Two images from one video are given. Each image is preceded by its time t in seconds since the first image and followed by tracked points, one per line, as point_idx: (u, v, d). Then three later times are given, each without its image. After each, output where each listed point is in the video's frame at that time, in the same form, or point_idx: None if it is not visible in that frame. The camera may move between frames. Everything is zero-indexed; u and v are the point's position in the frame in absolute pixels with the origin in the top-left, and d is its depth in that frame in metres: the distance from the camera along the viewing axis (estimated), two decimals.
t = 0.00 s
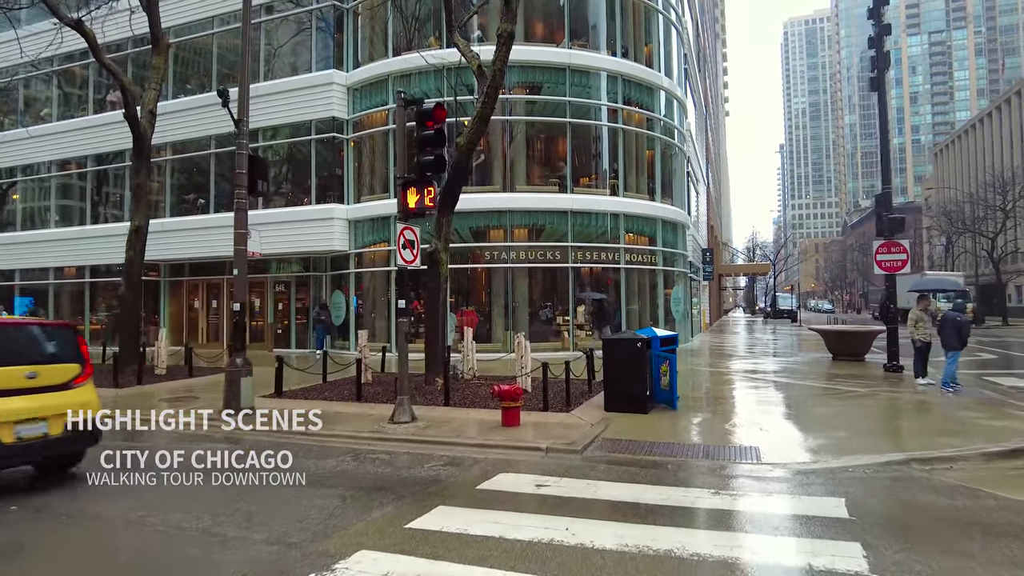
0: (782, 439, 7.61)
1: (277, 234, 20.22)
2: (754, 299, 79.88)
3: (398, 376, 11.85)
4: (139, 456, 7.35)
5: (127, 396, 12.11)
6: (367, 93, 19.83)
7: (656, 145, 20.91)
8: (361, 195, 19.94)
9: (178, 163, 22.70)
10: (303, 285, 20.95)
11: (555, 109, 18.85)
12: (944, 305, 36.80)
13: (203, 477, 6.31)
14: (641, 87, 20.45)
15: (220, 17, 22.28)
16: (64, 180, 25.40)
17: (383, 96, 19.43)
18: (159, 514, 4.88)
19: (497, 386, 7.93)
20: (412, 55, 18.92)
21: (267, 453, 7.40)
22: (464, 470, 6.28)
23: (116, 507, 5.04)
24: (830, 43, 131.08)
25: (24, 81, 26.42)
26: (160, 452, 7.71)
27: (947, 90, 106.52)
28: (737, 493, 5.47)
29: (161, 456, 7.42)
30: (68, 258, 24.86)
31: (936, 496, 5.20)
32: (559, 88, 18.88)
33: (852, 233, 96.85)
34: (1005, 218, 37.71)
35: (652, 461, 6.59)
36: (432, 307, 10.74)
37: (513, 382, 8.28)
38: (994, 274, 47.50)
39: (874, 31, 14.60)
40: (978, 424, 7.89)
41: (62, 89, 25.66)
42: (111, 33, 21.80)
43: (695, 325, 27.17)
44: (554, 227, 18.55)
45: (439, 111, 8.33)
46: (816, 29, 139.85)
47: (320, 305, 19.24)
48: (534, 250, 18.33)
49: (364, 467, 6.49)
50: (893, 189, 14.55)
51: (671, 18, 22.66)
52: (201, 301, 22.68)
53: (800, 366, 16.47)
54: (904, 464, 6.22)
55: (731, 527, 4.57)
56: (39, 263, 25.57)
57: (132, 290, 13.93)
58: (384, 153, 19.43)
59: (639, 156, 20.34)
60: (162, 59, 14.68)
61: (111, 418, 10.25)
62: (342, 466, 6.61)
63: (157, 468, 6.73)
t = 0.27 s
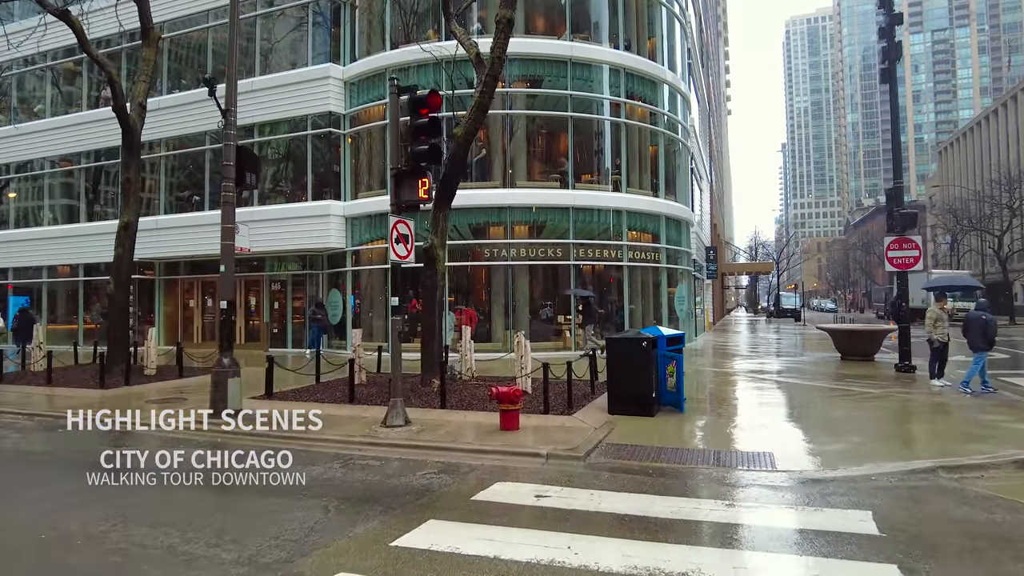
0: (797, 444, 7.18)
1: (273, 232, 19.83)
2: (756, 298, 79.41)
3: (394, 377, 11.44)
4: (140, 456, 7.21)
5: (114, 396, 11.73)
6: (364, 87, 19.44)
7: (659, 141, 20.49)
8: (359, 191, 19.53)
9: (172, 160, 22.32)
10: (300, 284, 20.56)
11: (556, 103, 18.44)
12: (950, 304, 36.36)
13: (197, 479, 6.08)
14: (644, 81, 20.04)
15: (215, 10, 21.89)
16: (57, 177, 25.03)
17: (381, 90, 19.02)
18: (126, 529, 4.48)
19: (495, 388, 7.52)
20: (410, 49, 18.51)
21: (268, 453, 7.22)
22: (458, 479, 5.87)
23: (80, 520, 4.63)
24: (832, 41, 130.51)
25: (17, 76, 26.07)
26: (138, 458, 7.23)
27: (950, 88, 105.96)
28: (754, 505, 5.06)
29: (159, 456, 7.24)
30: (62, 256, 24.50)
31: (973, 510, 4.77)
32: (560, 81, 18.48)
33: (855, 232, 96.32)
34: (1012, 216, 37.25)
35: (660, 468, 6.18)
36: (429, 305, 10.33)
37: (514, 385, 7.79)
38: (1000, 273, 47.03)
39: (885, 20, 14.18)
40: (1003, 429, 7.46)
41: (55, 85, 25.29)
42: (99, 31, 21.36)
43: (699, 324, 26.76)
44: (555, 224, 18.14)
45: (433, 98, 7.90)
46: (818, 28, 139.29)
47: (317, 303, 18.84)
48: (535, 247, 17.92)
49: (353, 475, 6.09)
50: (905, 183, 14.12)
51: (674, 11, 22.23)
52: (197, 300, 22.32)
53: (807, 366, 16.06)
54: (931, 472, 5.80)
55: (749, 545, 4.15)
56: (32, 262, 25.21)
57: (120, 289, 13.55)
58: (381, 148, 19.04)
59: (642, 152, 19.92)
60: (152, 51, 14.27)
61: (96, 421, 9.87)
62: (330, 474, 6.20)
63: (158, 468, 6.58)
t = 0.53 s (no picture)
0: (815, 459, 6.73)
1: (269, 235, 19.44)
2: (758, 302, 78.90)
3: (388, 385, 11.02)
4: (140, 456, 7.51)
5: (99, 404, 11.34)
6: (361, 88, 19.05)
7: (662, 142, 20.08)
8: (356, 193, 19.11)
9: (167, 162, 21.93)
10: (295, 288, 20.19)
11: (557, 103, 18.05)
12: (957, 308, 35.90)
13: (168, 501, 5.63)
14: (647, 80, 19.64)
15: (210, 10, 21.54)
16: (51, 179, 24.67)
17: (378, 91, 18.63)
18: (80, 560, 4.06)
19: (491, 399, 7.11)
20: (408, 48, 18.13)
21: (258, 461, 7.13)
22: (451, 499, 5.46)
23: (33, 550, 4.22)
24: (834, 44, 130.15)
25: (11, 76, 25.75)
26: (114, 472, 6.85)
27: (952, 91, 105.61)
28: (771, 532, 4.62)
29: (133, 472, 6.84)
30: (55, 259, 24.11)
31: (1014, 538, 4.35)
32: (562, 81, 18.10)
33: (858, 236, 95.80)
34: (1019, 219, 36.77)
35: (667, 488, 5.75)
36: (424, 310, 9.92)
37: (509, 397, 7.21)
38: (1005, 277, 46.54)
39: (896, 18, 13.76)
40: None
41: (49, 86, 24.93)
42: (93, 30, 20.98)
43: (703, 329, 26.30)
44: (556, 227, 17.74)
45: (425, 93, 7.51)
46: (820, 31, 139.15)
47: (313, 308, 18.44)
48: (536, 250, 17.51)
49: (338, 496, 5.68)
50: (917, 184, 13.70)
51: (677, 11, 21.82)
52: (191, 305, 21.95)
53: (815, 373, 15.62)
54: (962, 493, 5.36)
55: None
56: (25, 265, 24.84)
57: (108, 293, 13.11)
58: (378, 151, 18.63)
59: (645, 154, 19.51)
60: (141, 48, 13.85)
61: (79, 430, 9.50)
62: (314, 493, 5.80)
63: (158, 468, 6.87)
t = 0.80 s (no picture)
0: (833, 467, 6.28)
1: (263, 235, 19.03)
2: (761, 304, 78.41)
3: (380, 387, 10.58)
4: (113, 465, 7.05)
5: (80, 408, 10.91)
6: (357, 84, 18.65)
7: (665, 140, 19.64)
8: (352, 192, 18.66)
9: (160, 160, 21.54)
10: (290, 289, 19.78)
11: (558, 99, 17.64)
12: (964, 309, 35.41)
13: (135, 513, 5.19)
14: (649, 76, 19.22)
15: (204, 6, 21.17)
16: (44, 178, 24.30)
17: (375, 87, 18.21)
18: None
19: (483, 402, 6.64)
20: (406, 42, 17.74)
21: (238, 470, 6.69)
22: (438, 511, 5.03)
23: None
24: (836, 46, 129.71)
25: (5, 73, 25.42)
26: (83, 480, 6.41)
27: (956, 92, 105.12)
28: (791, 550, 4.17)
29: (103, 481, 6.40)
30: (47, 260, 23.73)
31: None
32: (563, 76, 17.69)
33: (861, 237, 95.25)
34: None
35: (675, 498, 5.30)
36: (417, 309, 9.49)
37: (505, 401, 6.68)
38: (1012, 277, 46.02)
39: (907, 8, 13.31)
40: None
41: (42, 85, 24.58)
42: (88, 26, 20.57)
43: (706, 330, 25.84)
44: (556, 225, 17.31)
45: (414, 78, 7.08)
46: (822, 33, 138.75)
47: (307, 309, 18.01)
48: (536, 249, 17.09)
49: (318, 508, 5.24)
50: (930, 180, 13.24)
51: (680, 5, 21.40)
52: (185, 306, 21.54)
53: (823, 374, 15.16)
54: (997, 505, 4.91)
55: None
56: (18, 266, 24.47)
57: (93, 293, 12.69)
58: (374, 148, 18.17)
59: (647, 151, 19.09)
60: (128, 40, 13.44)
61: (56, 435, 9.07)
62: (292, 503, 5.37)
63: (130, 478, 6.43)
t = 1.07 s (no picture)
0: (851, 479, 5.85)
1: (257, 233, 18.63)
2: (763, 304, 77.93)
3: (373, 391, 10.15)
4: (86, 476, 6.64)
5: (62, 412, 10.50)
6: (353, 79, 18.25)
7: (668, 137, 19.22)
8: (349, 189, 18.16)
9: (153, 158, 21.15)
10: (285, 288, 19.38)
11: (558, 93, 17.23)
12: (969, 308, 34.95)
13: (100, 531, 4.78)
14: (651, 71, 18.81)
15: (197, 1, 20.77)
16: (36, 177, 23.90)
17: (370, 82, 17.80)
18: None
19: (478, 408, 6.22)
20: (402, 36, 17.32)
21: (218, 481, 6.29)
22: (426, 529, 4.62)
23: None
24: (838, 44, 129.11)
25: None
26: (52, 493, 6.01)
27: (959, 91, 104.59)
28: None
29: (72, 493, 5.99)
30: (39, 259, 23.32)
31: None
32: (563, 70, 17.29)
33: (864, 237, 94.69)
34: None
35: (683, 514, 4.89)
36: (410, 309, 9.08)
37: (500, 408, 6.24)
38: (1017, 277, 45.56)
39: None
40: None
41: (34, 82, 24.19)
42: (77, 22, 20.15)
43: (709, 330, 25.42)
44: (556, 223, 16.89)
45: (404, 64, 6.68)
46: (824, 32, 138.15)
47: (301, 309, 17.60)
48: (536, 247, 16.68)
49: (297, 524, 4.83)
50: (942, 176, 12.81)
51: None
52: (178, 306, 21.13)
53: (830, 376, 14.74)
54: None
55: None
56: (9, 266, 24.06)
57: (78, 293, 12.28)
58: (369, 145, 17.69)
59: (650, 147, 18.68)
60: (116, 33, 13.03)
61: (32, 442, 8.65)
62: (271, 520, 4.97)
63: (101, 491, 6.02)
